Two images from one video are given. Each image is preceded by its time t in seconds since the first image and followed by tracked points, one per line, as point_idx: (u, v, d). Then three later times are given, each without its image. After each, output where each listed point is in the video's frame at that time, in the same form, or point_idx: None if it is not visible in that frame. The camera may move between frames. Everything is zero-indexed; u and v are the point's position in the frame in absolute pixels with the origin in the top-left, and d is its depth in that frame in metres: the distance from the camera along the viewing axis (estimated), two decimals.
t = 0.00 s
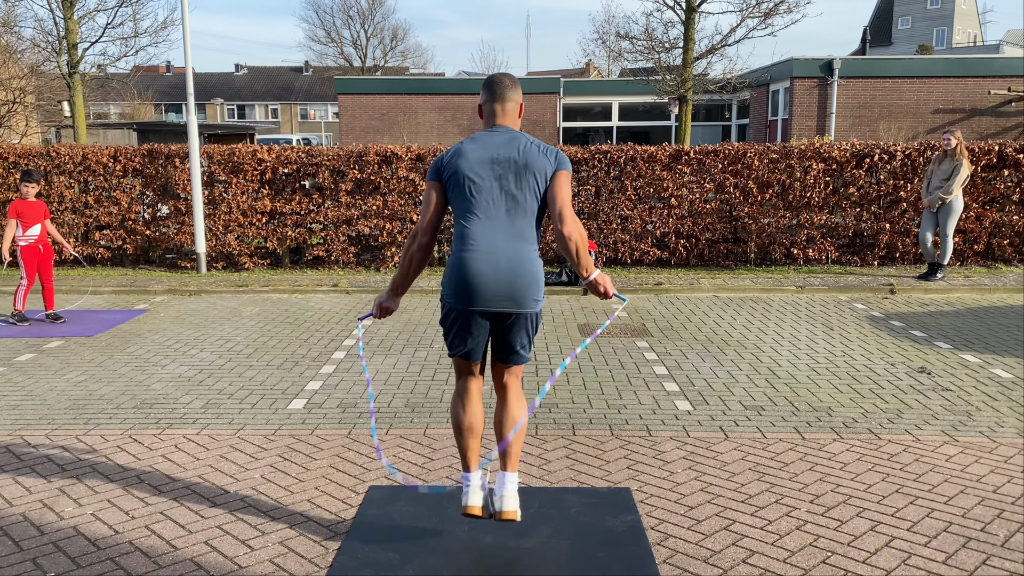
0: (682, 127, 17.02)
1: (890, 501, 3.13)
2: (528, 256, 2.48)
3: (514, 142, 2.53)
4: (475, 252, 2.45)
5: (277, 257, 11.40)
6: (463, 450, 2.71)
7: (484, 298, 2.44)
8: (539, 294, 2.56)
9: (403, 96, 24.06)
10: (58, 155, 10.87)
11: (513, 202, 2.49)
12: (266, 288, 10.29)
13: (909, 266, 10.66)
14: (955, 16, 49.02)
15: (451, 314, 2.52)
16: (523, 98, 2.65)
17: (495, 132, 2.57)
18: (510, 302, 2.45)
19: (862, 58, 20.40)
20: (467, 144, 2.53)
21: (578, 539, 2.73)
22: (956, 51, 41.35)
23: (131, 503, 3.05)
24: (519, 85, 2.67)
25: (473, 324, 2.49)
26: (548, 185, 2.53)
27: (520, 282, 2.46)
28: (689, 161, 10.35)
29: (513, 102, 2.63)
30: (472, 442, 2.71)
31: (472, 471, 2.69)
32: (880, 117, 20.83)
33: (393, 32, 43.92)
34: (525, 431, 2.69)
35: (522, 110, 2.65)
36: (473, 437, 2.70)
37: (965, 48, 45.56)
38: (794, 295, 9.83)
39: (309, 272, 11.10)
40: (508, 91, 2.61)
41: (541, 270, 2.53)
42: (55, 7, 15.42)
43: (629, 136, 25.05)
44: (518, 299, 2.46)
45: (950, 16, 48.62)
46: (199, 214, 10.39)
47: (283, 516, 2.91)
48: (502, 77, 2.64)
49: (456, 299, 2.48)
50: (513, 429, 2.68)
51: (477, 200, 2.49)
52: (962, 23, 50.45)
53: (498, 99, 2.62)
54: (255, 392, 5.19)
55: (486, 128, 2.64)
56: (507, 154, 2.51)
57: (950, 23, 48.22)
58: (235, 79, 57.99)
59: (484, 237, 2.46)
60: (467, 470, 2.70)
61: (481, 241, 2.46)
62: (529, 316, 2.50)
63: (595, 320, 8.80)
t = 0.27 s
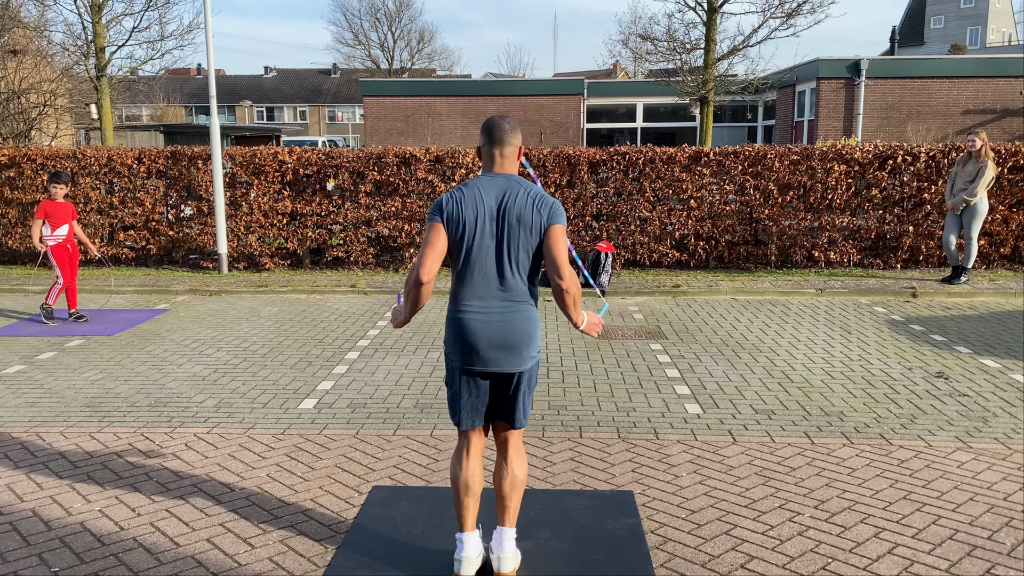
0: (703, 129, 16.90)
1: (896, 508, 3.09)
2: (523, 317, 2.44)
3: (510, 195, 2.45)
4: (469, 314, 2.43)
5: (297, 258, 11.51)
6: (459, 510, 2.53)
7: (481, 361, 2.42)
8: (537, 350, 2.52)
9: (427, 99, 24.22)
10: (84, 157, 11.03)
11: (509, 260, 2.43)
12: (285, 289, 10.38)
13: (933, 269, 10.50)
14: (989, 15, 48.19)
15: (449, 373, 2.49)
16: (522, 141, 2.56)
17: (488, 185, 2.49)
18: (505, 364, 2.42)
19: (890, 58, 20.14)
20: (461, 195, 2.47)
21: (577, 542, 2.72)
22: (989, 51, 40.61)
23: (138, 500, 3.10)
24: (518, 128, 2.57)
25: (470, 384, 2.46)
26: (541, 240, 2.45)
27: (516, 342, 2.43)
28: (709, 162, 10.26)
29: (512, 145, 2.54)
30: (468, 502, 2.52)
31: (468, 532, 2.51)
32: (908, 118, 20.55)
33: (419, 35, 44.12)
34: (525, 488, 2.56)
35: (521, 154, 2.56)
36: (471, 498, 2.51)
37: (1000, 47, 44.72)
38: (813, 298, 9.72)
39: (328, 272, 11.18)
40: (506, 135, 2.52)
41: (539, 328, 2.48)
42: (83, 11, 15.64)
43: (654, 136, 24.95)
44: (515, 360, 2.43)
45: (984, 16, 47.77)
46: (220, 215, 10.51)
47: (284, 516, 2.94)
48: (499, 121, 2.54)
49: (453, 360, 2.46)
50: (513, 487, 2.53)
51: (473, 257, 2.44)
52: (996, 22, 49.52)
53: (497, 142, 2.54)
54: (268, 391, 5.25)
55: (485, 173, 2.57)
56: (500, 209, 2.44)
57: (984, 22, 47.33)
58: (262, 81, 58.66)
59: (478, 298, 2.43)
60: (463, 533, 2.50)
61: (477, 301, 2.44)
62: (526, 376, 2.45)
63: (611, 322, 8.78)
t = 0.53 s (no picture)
0: (727, 129, 16.78)
1: (904, 514, 3.05)
2: (524, 270, 2.45)
3: (509, 149, 2.45)
4: (471, 268, 2.43)
5: (318, 258, 11.60)
6: (468, 472, 2.60)
7: (482, 315, 2.42)
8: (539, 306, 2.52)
9: (451, 100, 24.37)
10: (109, 158, 11.19)
11: (509, 215, 2.44)
12: (305, 289, 10.47)
13: (959, 272, 10.31)
14: None
15: (451, 329, 2.50)
16: (520, 102, 2.56)
17: (489, 140, 2.49)
18: (507, 318, 2.43)
19: (920, 58, 19.87)
20: (461, 151, 2.47)
21: (576, 544, 2.72)
22: None
23: (146, 496, 3.14)
24: (516, 87, 2.57)
25: (472, 339, 2.47)
26: (541, 194, 2.46)
27: (517, 295, 2.43)
28: (730, 163, 10.18)
29: (510, 106, 2.54)
30: (477, 464, 2.59)
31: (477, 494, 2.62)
32: (938, 119, 20.24)
33: (446, 36, 44.25)
34: (527, 448, 2.62)
35: (519, 114, 2.56)
36: (479, 460, 2.58)
37: None
38: (834, 301, 9.60)
39: (348, 273, 11.26)
40: (503, 95, 2.52)
41: (540, 282, 2.48)
42: (110, 15, 15.85)
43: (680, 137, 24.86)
44: (515, 314, 2.43)
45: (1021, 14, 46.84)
46: (242, 216, 10.63)
47: (288, 514, 2.97)
48: (496, 80, 2.54)
49: (454, 316, 2.46)
50: (515, 448, 2.59)
51: (473, 213, 2.44)
52: None
53: (494, 103, 2.53)
54: (282, 390, 5.29)
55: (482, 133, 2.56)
56: (501, 163, 2.43)
57: (1020, 21, 46.40)
58: (290, 83, 59.24)
59: (480, 252, 2.44)
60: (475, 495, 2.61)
61: (478, 256, 2.44)
62: (528, 330, 2.46)
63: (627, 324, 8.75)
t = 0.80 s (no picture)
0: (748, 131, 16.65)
1: (911, 520, 3.02)
2: (524, 274, 2.41)
3: (507, 154, 2.45)
4: (469, 272, 2.40)
5: (338, 259, 11.69)
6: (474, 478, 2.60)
7: (480, 318, 2.39)
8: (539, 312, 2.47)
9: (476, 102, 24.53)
10: (134, 160, 11.36)
11: (507, 219, 2.42)
12: (324, 290, 10.55)
13: (986, 276, 10.13)
14: None
15: (451, 335, 2.47)
16: (520, 109, 2.54)
17: (487, 146, 2.48)
18: (506, 322, 2.39)
19: (951, 57, 19.60)
20: (460, 156, 2.47)
21: (576, 546, 2.71)
22: None
23: (153, 493, 3.18)
24: (515, 96, 2.56)
25: (471, 344, 2.43)
26: (539, 198, 2.44)
27: (515, 299, 2.39)
28: (751, 165, 10.09)
29: (510, 114, 2.52)
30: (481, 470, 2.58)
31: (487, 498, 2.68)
32: (969, 120, 19.92)
33: (474, 38, 44.39)
34: (533, 454, 2.55)
35: (520, 122, 2.54)
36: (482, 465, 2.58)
37: None
38: (856, 304, 9.48)
39: (367, 274, 11.33)
40: (502, 103, 2.50)
41: (540, 287, 2.45)
42: (138, 19, 16.12)
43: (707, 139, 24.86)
44: (514, 318, 2.39)
45: None
46: (264, 217, 10.75)
47: (291, 512, 2.99)
48: (495, 90, 2.53)
49: (453, 321, 2.43)
50: (519, 454, 2.53)
51: (471, 216, 2.42)
52: None
53: (494, 110, 2.51)
54: (294, 390, 5.34)
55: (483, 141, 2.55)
56: (499, 168, 2.42)
57: None
58: (316, 86, 59.81)
59: (478, 256, 2.41)
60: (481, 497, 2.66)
61: (476, 260, 2.41)
62: (528, 335, 2.42)
63: (643, 327, 8.71)
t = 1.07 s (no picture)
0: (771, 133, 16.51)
1: (917, 528, 2.97)
2: (523, 310, 2.40)
3: (504, 189, 2.43)
4: (469, 310, 2.40)
5: (357, 261, 11.76)
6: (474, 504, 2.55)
7: (483, 355, 2.39)
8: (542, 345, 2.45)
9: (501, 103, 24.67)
10: (158, 162, 11.53)
11: (505, 254, 2.40)
12: (342, 291, 10.63)
13: (1012, 279, 9.95)
14: None
15: (457, 370, 2.48)
16: (519, 140, 2.52)
17: (483, 182, 2.47)
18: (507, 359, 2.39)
19: (983, 58, 19.28)
20: (457, 190, 2.46)
21: (575, 550, 2.70)
22: None
23: (161, 491, 3.23)
24: (516, 126, 2.52)
25: (475, 379, 2.43)
26: (536, 233, 2.40)
27: (516, 334, 2.38)
28: (772, 167, 10.00)
29: (509, 145, 2.50)
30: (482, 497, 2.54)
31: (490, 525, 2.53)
32: (1001, 122, 19.55)
33: (501, 40, 44.44)
34: (538, 487, 2.48)
35: (518, 151, 2.52)
36: (483, 493, 2.54)
37: None
38: (877, 308, 9.35)
39: (386, 275, 11.41)
40: (501, 134, 2.48)
41: (541, 321, 2.43)
42: (163, 23, 16.36)
43: (733, 140, 24.80)
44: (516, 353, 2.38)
45: None
46: (285, 219, 10.85)
47: (295, 511, 3.01)
48: (495, 119, 2.51)
49: (458, 356, 2.44)
50: (524, 487, 2.47)
51: (470, 252, 2.42)
52: None
53: (494, 142, 2.50)
54: (307, 390, 5.39)
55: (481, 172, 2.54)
56: (494, 205, 2.41)
57: None
58: (343, 88, 60.27)
59: (477, 294, 2.41)
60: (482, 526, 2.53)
61: (476, 296, 2.41)
62: (531, 371, 2.40)
63: (660, 330, 8.66)
